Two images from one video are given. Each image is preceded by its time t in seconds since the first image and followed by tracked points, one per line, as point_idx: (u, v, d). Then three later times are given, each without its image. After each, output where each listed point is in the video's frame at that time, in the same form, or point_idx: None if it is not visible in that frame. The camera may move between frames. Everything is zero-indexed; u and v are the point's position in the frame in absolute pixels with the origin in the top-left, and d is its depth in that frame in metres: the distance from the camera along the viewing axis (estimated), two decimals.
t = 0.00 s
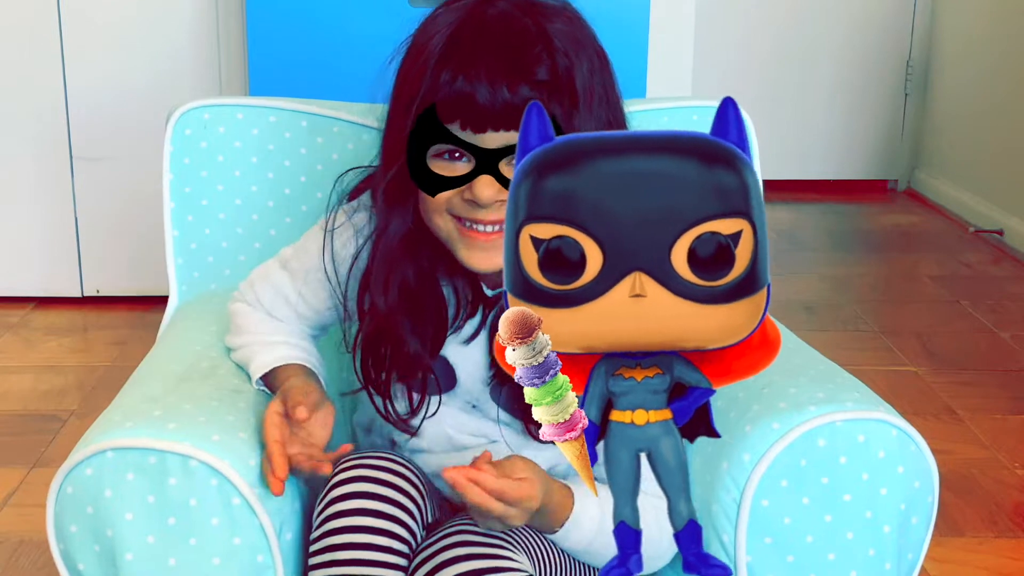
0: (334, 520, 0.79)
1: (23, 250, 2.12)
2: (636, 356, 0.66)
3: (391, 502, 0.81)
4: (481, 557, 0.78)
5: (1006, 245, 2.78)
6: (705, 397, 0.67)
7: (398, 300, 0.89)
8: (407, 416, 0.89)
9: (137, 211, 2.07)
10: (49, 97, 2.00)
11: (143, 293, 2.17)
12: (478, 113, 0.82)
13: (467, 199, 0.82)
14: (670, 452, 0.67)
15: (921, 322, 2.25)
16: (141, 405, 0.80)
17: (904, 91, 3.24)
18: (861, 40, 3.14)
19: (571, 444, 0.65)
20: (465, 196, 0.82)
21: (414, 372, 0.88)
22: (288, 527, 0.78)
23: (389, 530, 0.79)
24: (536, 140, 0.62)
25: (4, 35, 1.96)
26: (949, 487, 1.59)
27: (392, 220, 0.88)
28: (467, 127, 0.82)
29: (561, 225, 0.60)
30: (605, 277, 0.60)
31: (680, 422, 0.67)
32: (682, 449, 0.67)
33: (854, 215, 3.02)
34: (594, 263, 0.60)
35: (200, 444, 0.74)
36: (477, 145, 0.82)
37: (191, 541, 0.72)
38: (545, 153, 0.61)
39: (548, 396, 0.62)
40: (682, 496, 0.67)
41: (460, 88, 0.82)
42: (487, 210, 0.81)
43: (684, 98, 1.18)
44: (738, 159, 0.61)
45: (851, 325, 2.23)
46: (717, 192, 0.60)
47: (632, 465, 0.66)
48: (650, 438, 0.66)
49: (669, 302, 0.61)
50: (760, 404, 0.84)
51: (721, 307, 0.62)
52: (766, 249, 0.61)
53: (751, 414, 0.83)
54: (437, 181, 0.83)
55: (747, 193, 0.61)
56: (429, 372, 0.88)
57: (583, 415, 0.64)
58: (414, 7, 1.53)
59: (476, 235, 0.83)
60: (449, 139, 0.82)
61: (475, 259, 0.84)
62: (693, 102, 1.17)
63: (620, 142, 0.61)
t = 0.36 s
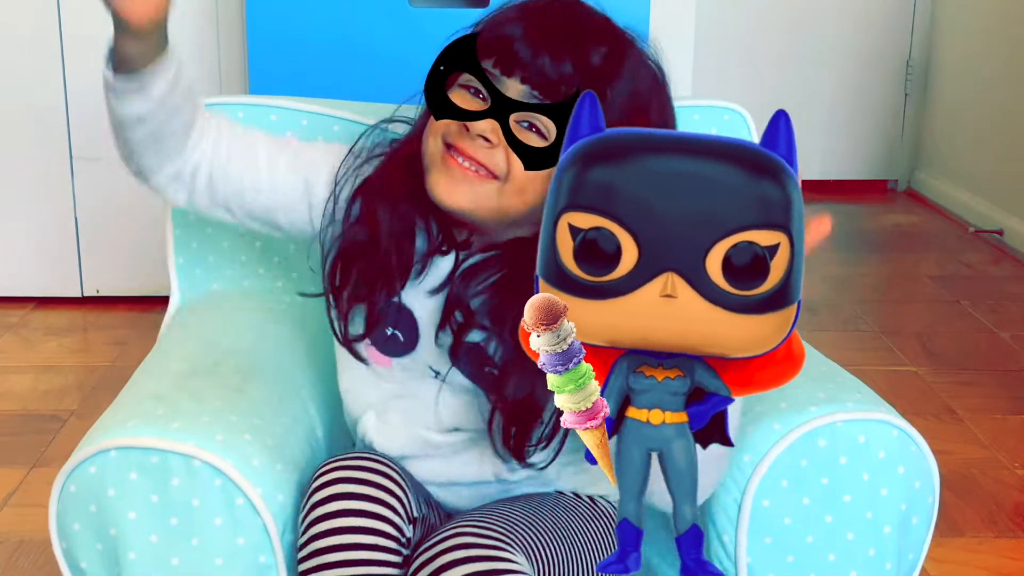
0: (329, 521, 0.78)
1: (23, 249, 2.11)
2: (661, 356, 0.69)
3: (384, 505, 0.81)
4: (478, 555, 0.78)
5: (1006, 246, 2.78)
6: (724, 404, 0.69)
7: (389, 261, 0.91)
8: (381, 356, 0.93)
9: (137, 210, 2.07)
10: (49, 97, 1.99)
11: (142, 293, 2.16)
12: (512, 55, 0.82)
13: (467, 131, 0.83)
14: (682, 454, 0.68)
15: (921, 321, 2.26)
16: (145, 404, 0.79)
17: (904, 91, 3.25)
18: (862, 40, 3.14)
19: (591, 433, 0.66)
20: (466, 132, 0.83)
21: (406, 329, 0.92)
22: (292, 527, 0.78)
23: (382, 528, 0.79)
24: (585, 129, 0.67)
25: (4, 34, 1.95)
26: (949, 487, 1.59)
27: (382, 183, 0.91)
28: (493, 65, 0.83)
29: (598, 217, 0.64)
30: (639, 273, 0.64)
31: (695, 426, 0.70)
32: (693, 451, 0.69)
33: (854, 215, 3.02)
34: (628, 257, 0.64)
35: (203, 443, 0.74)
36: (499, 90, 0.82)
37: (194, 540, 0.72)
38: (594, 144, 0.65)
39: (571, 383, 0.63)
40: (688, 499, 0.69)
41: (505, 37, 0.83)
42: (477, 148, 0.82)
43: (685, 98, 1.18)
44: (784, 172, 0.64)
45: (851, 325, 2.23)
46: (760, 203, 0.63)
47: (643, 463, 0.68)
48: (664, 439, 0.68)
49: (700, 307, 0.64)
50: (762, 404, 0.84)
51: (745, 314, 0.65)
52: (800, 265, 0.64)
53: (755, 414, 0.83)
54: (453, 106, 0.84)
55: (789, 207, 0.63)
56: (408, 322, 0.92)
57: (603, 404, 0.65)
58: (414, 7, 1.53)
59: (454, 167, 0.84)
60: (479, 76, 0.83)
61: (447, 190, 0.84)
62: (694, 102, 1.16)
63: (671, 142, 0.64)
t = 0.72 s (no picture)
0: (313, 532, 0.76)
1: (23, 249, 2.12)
2: (726, 352, 0.55)
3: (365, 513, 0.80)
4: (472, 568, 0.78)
5: (1006, 246, 2.78)
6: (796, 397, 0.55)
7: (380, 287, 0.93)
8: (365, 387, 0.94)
9: (137, 211, 2.07)
10: (49, 98, 1.99)
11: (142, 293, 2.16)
12: (534, 80, 0.82)
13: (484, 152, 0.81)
14: (757, 451, 0.54)
15: (921, 321, 2.25)
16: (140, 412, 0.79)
17: (904, 91, 3.25)
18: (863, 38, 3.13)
19: (655, 442, 0.55)
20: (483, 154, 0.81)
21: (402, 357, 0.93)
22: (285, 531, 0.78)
23: (362, 535, 0.78)
24: (634, 131, 0.53)
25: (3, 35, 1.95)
26: (949, 487, 1.59)
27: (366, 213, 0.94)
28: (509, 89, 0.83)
29: (656, 218, 0.50)
30: (699, 272, 0.50)
31: (766, 421, 0.56)
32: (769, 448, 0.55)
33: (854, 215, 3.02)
34: (687, 257, 0.50)
35: (195, 448, 0.74)
36: (514, 113, 0.82)
37: (187, 544, 0.72)
38: (643, 145, 0.51)
39: (631, 394, 0.52)
40: (765, 494, 0.54)
41: (527, 63, 0.83)
42: (489, 172, 0.81)
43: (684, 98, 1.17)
44: (837, 159, 0.50)
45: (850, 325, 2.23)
46: (814, 192, 0.49)
47: (717, 466, 0.53)
48: (735, 435, 0.54)
49: (762, 301, 0.50)
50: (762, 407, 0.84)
51: (814, 311, 0.50)
52: (862, 253, 0.50)
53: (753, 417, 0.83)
54: (464, 131, 0.83)
55: (846, 195, 0.49)
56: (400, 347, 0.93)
57: (667, 411, 0.54)
58: (413, 8, 1.53)
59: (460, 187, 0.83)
60: (493, 99, 0.83)
61: (450, 215, 0.84)
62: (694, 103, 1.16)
63: (709, 137, 0.51)
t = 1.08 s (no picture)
0: (327, 530, 0.75)
1: (24, 250, 2.12)
2: (801, 347, 0.53)
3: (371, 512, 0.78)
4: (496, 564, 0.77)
5: (1006, 246, 2.80)
6: (870, 396, 0.53)
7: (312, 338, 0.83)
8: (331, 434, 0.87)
9: (137, 211, 2.08)
10: (48, 98, 2.00)
11: (143, 293, 2.16)
12: (375, 83, 0.71)
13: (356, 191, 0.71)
14: (824, 451, 0.52)
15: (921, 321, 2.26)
16: (133, 417, 0.80)
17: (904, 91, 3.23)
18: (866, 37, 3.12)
19: (732, 436, 0.52)
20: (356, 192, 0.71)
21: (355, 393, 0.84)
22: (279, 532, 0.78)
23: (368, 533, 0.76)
24: (722, 120, 0.50)
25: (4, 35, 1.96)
26: (948, 487, 1.59)
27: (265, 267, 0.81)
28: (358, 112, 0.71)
29: (735, 208, 0.48)
30: (779, 264, 0.47)
31: (837, 420, 0.54)
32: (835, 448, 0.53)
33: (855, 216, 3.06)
34: (768, 249, 0.47)
35: (187, 452, 0.75)
36: (368, 120, 0.71)
37: (184, 547, 0.73)
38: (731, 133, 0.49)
39: (699, 395, 0.51)
40: (829, 492, 0.53)
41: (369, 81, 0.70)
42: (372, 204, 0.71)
43: (684, 98, 1.19)
44: (923, 162, 0.47)
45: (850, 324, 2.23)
46: (898, 194, 0.47)
47: (783, 462, 0.52)
48: (804, 431, 0.52)
49: (842, 301, 0.48)
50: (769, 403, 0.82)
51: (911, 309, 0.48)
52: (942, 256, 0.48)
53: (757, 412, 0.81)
54: (328, 157, 0.71)
55: (929, 198, 0.47)
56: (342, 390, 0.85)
57: (738, 404, 0.52)
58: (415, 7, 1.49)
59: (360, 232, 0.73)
60: (350, 117, 0.71)
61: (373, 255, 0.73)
62: (664, 105, 1.17)
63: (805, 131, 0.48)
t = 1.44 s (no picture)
0: (323, 542, 0.75)
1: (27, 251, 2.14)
2: (858, 347, 0.52)
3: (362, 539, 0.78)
4: (642, 528, 0.80)
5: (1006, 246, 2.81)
6: (932, 391, 0.52)
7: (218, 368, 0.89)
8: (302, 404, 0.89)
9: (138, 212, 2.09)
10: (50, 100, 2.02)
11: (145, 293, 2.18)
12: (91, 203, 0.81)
13: (167, 247, 0.83)
14: (888, 447, 0.54)
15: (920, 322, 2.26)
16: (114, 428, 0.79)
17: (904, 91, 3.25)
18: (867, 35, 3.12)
19: (798, 446, 0.52)
20: (167, 251, 0.83)
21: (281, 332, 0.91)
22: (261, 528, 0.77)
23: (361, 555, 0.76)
24: (768, 125, 0.50)
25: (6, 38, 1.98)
26: (948, 487, 1.59)
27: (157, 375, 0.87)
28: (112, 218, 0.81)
29: (787, 209, 0.47)
30: (829, 268, 0.46)
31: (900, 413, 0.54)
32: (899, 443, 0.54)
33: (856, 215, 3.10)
34: (820, 251, 0.46)
35: (160, 452, 0.74)
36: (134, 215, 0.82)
37: (166, 548, 0.72)
38: (778, 137, 0.49)
39: (765, 404, 0.50)
40: (895, 487, 0.55)
41: (97, 203, 0.80)
42: (181, 248, 0.84)
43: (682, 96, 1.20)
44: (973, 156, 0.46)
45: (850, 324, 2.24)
46: (948, 187, 0.45)
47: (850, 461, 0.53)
48: (867, 430, 0.53)
49: (898, 301, 0.46)
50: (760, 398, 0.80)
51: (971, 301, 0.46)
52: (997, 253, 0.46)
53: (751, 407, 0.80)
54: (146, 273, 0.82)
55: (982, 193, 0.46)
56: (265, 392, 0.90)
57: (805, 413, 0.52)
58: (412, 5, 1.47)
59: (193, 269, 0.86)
60: (116, 247, 0.81)
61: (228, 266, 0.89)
62: (658, 103, 1.19)
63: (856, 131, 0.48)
